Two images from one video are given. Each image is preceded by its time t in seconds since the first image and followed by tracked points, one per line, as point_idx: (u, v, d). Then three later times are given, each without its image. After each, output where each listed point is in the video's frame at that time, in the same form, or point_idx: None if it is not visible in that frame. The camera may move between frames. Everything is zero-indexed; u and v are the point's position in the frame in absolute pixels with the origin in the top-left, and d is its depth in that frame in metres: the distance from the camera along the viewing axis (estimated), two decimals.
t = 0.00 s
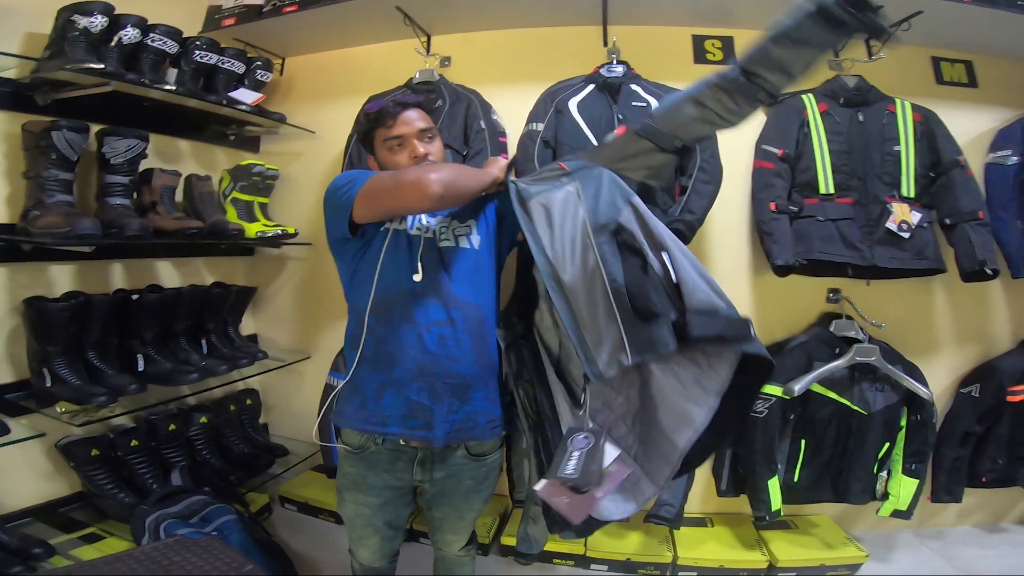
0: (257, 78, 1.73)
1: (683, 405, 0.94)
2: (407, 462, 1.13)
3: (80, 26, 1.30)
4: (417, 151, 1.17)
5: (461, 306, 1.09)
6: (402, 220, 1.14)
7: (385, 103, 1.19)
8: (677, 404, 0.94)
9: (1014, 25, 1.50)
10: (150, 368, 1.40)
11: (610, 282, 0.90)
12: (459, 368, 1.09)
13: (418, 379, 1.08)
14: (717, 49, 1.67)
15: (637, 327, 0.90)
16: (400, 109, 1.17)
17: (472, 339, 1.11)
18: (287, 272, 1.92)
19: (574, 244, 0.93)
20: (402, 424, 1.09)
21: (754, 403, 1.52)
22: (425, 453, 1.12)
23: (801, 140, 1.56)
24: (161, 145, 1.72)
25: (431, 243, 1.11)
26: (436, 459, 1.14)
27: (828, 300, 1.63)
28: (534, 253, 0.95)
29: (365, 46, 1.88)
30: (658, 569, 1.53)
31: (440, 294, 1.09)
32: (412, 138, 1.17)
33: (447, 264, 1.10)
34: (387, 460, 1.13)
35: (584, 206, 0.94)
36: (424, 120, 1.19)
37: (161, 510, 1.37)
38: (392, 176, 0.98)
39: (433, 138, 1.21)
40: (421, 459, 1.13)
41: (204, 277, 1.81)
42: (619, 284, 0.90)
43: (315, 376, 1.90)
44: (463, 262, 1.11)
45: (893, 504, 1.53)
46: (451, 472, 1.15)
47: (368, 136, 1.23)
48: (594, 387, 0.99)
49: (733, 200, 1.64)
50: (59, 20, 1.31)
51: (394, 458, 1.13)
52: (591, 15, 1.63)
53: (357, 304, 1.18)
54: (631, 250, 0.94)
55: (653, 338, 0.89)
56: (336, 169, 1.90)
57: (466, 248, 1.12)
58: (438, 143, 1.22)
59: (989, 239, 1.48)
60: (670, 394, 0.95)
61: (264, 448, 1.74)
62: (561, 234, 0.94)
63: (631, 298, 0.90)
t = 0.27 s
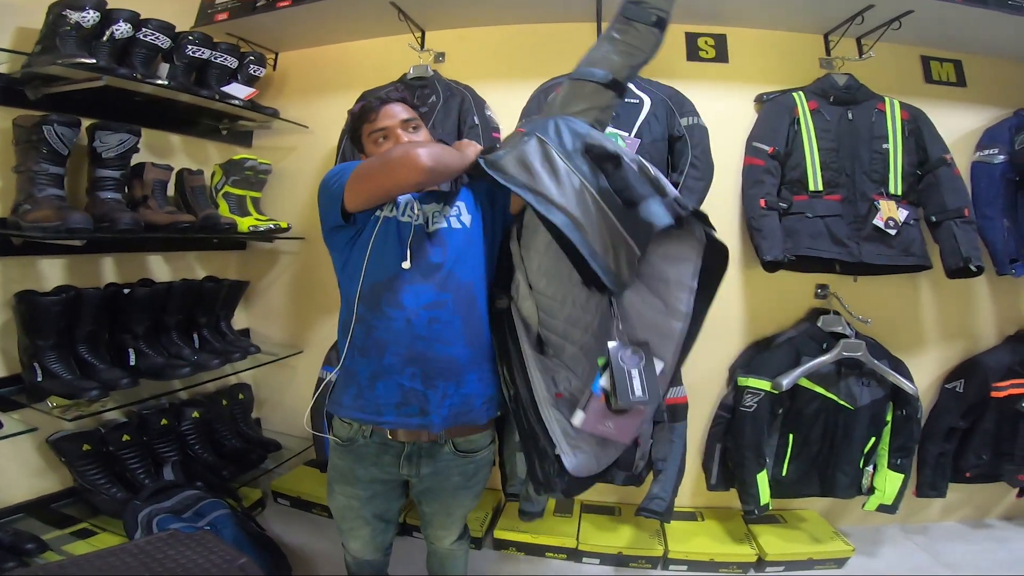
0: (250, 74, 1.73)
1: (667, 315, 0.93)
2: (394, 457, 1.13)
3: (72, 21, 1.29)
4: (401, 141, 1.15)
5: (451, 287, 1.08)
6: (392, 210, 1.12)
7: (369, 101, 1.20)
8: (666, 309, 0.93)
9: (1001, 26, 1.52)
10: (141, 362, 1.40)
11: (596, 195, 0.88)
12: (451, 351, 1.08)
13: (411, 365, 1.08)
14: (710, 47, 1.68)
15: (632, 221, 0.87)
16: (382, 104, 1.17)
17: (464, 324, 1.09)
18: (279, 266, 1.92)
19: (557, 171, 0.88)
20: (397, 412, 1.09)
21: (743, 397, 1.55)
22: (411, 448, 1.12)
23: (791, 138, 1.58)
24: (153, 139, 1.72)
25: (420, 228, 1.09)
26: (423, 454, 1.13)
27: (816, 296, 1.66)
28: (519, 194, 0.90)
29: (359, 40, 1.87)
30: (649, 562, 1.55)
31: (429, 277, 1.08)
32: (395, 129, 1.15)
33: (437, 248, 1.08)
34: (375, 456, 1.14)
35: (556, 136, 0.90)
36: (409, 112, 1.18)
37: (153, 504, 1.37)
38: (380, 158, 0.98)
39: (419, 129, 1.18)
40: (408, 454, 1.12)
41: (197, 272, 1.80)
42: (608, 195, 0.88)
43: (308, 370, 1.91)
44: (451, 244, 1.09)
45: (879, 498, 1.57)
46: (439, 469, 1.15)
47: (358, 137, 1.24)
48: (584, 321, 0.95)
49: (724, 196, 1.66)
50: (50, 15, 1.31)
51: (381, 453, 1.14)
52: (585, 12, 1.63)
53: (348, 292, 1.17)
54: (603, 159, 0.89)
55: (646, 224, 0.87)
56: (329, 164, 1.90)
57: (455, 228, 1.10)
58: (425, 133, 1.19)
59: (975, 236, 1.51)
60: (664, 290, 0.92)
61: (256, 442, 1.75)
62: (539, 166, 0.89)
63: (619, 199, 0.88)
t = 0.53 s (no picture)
0: (245, 69, 1.73)
1: (617, 291, 0.98)
2: (394, 451, 1.14)
3: (66, 17, 1.29)
4: (380, 137, 1.17)
5: (446, 275, 1.09)
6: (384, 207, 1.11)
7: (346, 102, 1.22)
8: (610, 286, 0.98)
9: (991, 24, 1.54)
10: (139, 358, 1.40)
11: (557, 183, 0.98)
12: (451, 339, 1.09)
13: (415, 356, 1.09)
14: (704, 43, 1.69)
15: (589, 208, 0.97)
16: (359, 104, 1.20)
17: (460, 313, 1.10)
18: (276, 262, 1.92)
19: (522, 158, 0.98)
20: (405, 405, 1.09)
21: (737, 390, 1.57)
22: (412, 443, 1.12)
23: (784, 134, 1.59)
24: (148, 135, 1.71)
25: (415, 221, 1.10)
26: (423, 448, 1.14)
27: (809, 289, 1.67)
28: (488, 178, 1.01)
29: (355, 36, 1.87)
30: (645, 555, 1.57)
31: (425, 267, 1.08)
32: (374, 126, 1.17)
33: (432, 238, 1.09)
34: (375, 449, 1.14)
35: (525, 130, 1.01)
36: (386, 110, 1.20)
37: (152, 501, 1.37)
38: (368, 156, 1.01)
39: (397, 124, 1.20)
40: (408, 448, 1.13)
41: (193, 267, 1.80)
42: (569, 183, 0.98)
43: (305, 365, 1.91)
44: (444, 231, 1.10)
45: (872, 491, 1.58)
46: (439, 462, 1.15)
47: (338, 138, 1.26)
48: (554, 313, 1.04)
49: (719, 190, 1.67)
50: (44, 12, 1.30)
51: (380, 447, 1.14)
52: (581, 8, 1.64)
53: (347, 290, 1.17)
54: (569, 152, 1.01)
55: (603, 214, 0.96)
56: (326, 160, 1.91)
57: (447, 216, 1.10)
58: (404, 129, 1.21)
59: (965, 231, 1.53)
60: (603, 275, 0.99)
61: (254, 438, 1.75)
62: (507, 154, 1.00)
63: (579, 188, 0.98)
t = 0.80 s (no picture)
0: (255, 68, 1.74)
1: (592, 300, 1.02)
2: (409, 447, 1.15)
3: (79, 17, 1.30)
4: (370, 140, 1.12)
5: (458, 271, 1.10)
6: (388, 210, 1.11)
7: (332, 108, 1.18)
8: (588, 295, 1.02)
9: (1005, 18, 1.52)
10: (154, 355, 1.42)
11: (551, 195, 1.01)
12: (465, 333, 1.10)
13: (431, 352, 1.09)
14: (713, 39, 1.68)
15: (579, 227, 1.01)
16: (346, 109, 1.15)
17: (475, 307, 1.11)
18: (287, 260, 1.94)
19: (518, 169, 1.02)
20: (424, 401, 1.09)
21: (748, 387, 1.56)
22: (426, 438, 1.14)
23: (795, 130, 1.59)
24: (161, 134, 1.73)
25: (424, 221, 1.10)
26: (437, 444, 1.15)
27: (820, 286, 1.67)
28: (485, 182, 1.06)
29: (364, 35, 1.88)
30: (655, 552, 1.57)
31: (438, 263, 1.09)
32: (361, 130, 1.12)
33: (443, 234, 1.10)
34: (388, 445, 1.15)
35: (525, 138, 1.03)
36: (374, 111, 1.15)
37: (169, 497, 1.39)
38: (366, 170, 1.00)
39: (386, 124, 1.14)
40: (422, 444, 1.14)
41: (206, 266, 1.82)
42: (563, 198, 1.01)
43: (317, 363, 1.93)
44: (455, 227, 1.11)
45: (884, 488, 1.59)
46: (453, 458, 1.16)
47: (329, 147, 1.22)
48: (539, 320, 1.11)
49: (729, 187, 1.67)
50: (57, 12, 1.31)
51: (394, 444, 1.15)
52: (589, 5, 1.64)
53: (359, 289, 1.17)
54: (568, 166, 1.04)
55: (591, 235, 1.00)
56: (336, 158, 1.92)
57: (454, 211, 1.12)
58: (395, 128, 1.15)
59: (978, 227, 1.52)
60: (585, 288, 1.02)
61: (266, 435, 1.77)
62: (505, 161, 1.03)
63: (572, 206, 1.02)
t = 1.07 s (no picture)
0: (252, 67, 1.74)
1: (569, 299, 1.01)
2: (403, 441, 1.17)
3: (75, 17, 1.30)
4: (351, 139, 1.09)
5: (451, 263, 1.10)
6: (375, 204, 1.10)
7: (316, 108, 1.16)
8: (567, 293, 1.01)
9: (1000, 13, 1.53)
10: (153, 353, 1.42)
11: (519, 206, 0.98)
12: (459, 325, 1.10)
13: (426, 345, 1.09)
14: (710, 36, 1.69)
15: (553, 233, 0.98)
16: (328, 109, 1.13)
17: (467, 301, 1.12)
18: (285, 257, 1.94)
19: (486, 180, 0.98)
20: (419, 394, 1.10)
21: (745, 381, 1.57)
22: (421, 432, 1.15)
23: (791, 125, 1.59)
24: (158, 133, 1.73)
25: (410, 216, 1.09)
26: (432, 437, 1.17)
27: (816, 281, 1.67)
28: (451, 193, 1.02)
29: (361, 33, 1.88)
30: (653, 548, 1.57)
31: (431, 256, 1.09)
32: (343, 129, 1.10)
33: (435, 226, 1.10)
34: (385, 439, 1.16)
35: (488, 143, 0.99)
36: (356, 109, 1.13)
37: (168, 494, 1.40)
38: (366, 192, 0.91)
39: (368, 122, 1.11)
40: (417, 438, 1.16)
41: (204, 264, 1.82)
42: (534, 206, 0.98)
43: (316, 360, 1.93)
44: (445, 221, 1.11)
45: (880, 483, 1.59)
46: (447, 450, 1.18)
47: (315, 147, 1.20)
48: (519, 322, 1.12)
49: (726, 183, 1.67)
50: (53, 12, 1.31)
51: (389, 437, 1.16)
52: (585, 2, 1.64)
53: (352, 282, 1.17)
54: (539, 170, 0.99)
55: (564, 241, 0.98)
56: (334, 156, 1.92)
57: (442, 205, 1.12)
58: (377, 125, 1.12)
59: (974, 222, 1.52)
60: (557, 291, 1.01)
61: (266, 433, 1.76)
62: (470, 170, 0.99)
63: (544, 212, 0.98)
